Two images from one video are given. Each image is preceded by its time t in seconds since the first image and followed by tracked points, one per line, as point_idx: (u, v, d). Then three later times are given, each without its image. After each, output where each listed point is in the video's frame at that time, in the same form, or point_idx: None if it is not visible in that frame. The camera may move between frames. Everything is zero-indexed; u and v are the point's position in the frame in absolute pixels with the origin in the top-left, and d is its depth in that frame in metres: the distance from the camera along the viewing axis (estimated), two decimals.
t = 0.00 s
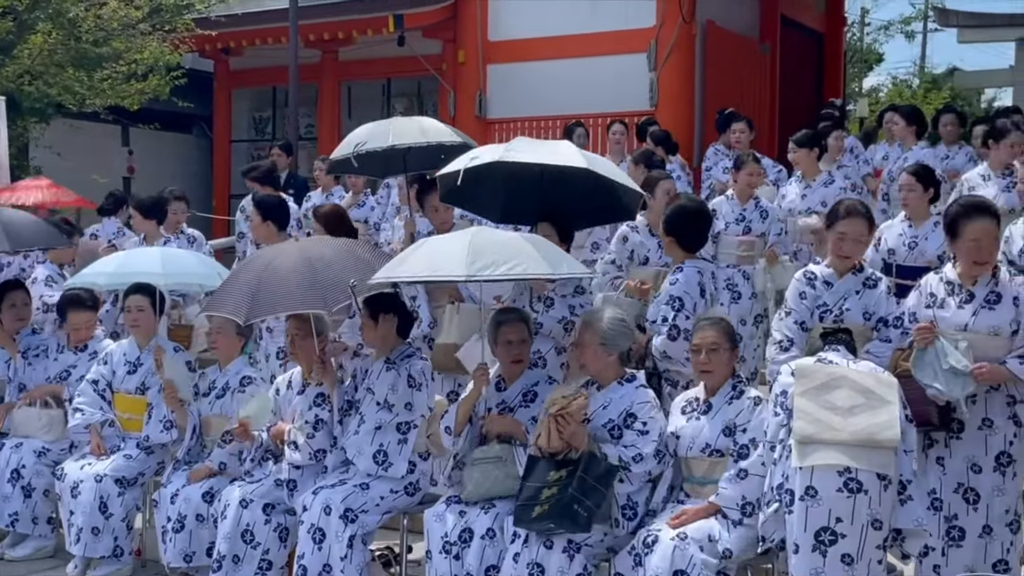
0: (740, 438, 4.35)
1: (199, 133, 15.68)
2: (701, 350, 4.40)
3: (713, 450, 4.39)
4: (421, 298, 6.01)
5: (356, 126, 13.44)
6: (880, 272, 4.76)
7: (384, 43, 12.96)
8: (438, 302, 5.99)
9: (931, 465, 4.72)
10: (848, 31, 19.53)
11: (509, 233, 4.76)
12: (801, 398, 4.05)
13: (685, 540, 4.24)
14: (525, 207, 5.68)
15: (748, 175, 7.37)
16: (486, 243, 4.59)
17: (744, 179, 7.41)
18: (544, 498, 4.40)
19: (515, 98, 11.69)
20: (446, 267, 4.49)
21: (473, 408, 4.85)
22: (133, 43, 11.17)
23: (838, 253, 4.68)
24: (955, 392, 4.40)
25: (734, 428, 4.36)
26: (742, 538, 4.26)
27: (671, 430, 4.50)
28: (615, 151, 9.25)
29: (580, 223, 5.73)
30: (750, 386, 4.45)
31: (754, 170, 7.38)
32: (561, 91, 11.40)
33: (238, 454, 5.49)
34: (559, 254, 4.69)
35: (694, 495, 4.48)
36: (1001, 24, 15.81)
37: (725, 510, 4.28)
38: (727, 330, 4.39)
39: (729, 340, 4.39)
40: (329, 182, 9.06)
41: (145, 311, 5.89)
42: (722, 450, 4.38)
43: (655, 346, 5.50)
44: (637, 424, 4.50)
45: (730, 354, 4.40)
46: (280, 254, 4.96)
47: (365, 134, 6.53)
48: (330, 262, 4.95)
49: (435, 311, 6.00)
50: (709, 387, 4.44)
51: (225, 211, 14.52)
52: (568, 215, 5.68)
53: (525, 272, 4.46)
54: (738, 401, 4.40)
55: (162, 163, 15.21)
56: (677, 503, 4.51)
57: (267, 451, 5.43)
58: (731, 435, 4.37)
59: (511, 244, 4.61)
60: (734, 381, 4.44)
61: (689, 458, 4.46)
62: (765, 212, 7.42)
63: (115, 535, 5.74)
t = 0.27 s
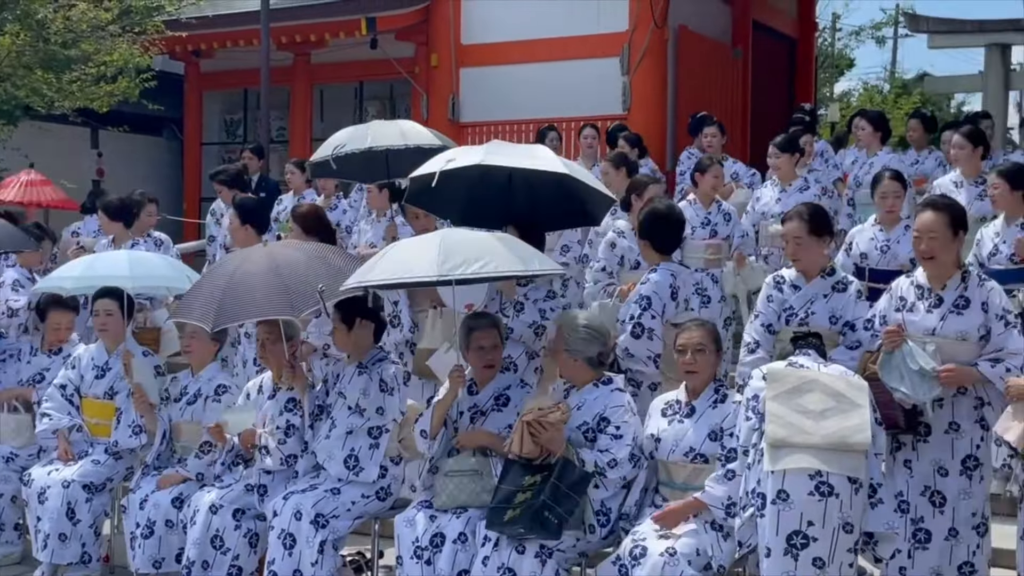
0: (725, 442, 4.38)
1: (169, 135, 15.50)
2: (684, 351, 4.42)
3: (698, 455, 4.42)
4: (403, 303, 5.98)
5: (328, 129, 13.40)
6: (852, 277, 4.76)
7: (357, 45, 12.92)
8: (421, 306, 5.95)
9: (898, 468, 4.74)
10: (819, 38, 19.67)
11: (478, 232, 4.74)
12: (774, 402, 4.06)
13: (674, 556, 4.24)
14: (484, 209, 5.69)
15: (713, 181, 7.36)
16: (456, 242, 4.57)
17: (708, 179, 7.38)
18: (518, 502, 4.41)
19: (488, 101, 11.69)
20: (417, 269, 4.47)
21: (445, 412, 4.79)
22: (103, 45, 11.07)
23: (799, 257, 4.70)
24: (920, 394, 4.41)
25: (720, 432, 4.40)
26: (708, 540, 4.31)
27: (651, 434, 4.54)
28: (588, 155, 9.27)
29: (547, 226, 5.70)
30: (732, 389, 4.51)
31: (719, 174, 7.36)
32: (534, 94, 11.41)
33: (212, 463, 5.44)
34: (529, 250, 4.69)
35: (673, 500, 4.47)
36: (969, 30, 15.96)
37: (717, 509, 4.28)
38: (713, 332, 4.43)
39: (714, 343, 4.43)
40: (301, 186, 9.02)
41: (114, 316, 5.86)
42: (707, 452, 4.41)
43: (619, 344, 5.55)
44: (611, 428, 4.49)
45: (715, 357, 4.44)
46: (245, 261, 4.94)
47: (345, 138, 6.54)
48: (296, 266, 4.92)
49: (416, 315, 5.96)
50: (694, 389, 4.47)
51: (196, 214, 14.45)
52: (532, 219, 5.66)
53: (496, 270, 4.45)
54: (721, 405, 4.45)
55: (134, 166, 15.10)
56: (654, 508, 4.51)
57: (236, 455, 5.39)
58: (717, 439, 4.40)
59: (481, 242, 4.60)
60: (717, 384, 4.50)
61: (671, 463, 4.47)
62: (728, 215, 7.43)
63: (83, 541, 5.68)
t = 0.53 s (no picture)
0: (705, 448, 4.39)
1: (142, 138, 15.44)
2: (664, 356, 4.41)
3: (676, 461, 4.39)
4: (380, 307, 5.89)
5: (303, 133, 13.38)
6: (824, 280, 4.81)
7: (332, 49, 12.90)
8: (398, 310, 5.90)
9: (867, 471, 4.75)
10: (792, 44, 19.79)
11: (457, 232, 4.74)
12: (746, 406, 4.07)
13: (648, 563, 4.26)
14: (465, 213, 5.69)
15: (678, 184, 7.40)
16: (435, 242, 4.57)
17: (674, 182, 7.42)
18: (497, 506, 4.40)
19: (463, 105, 11.70)
20: (398, 270, 4.46)
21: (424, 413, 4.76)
22: (75, 47, 11.00)
23: (768, 259, 4.76)
24: (886, 396, 4.44)
25: (700, 438, 4.40)
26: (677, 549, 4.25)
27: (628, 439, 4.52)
28: (562, 159, 9.29)
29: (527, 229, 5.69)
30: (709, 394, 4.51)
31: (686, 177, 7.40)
32: (509, 99, 11.43)
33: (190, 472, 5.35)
34: (507, 248, 4.70)
35: (650, 506, 4.49)
36: (940, 36, 16.10)
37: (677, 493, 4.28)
38: (692, 337, 4.41)
39: (693, 348, 4.42)
40: (275, 189, 8.98)
41: (85, 320, 5.81)
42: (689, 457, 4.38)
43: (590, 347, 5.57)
44: (588, 431, 4.51)
45: (693, 362, 4.43)
46: (216, 269, 4.93)
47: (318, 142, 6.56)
48: (270, 272, 4.92)
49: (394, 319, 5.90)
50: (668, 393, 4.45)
51: (169, 217, 14.39)
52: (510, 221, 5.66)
53: (476, 269, 4.45)
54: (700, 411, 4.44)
55: (107, 168, 15.00)
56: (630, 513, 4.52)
57: (209, 459, 5.38)
58: (696, 446, 4.40)
59: (459, 242, 4.60)
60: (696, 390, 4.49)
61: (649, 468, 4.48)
62: (694, 219, 7.46)
63: (53, 547, 5.63)
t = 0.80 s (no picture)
0: (671, 451, 4.39)
1: (117, 141, 15.41)
2: (616, 369, 4.41)
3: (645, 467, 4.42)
4: (347, 318, 6.09)
5: (278, 136, 13.34)
6: (798, 285, 4.81)
7: (308, 53, 12.88)
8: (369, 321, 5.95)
9: (839, 474, 4.78)
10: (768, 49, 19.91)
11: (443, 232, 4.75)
12: (721, 410, 4.08)
13: (623, 570, 4.27)
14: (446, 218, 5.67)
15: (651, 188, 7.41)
16: (425, 243, 4.58)
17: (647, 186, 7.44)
18: (478, 509, 4.37)
19: (439, 109, 11.70)
20: (392, 272, 4.45)
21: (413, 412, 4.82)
22: (48, 50, 10.91)
23: (744, 265, 4.78)
24: (857, 401, 4.47)
25: (665, 444, 4.40)
26: (659, 559, 4.32)
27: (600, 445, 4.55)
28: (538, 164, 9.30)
29: (509, 230, 5.68)
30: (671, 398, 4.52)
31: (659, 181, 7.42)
32: (485, 103, 11.45)
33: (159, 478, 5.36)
34: (493, 250, 4.74)
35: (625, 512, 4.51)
36: (913, 42, 16.20)
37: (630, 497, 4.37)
38: (639, 346, 4.41)
39: (644, 356, 4.41)
40: (250, 193, 8.94)
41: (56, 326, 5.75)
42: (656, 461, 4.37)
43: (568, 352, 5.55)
44: (569, 433, 4.54)
45: (646, 370, 4.42)
46: (190, 274, 4.90)
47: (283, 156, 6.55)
48: (244, 276, 4.90)
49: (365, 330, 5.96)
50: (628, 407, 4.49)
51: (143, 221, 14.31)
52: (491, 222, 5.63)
53: (473, 270, 4.47)
54: (664, 417, 4.44)
55: (80, 172, 14.91)
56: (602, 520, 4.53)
57: (182, 465, 5.36)
58: (662, 453, 4.40)
59: (448, 243, 4.62)
60: (658, 395, 4.50)
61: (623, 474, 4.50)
62: (665, 223, 7.49)
63: (25, 553, 5.63)
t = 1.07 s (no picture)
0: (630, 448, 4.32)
1: (92, 144, 15.31)
2: (569, 364, 4.41)
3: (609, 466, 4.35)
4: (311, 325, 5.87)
5: (256, 140, 13.29)
6: (777, 289, 4.82)
7: (285, 56, 12.84)
8: (333, 338, 5.90)
9: (816, 478, 4.80)
10: (746, 54, 19.99)
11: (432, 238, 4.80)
12: (698, 415, 4.09)
13: None
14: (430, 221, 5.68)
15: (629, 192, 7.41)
16: (428, 247, 4.62)
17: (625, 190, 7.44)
18: (455, 517, 4.40)
19: (417, 113, 11.70)
20: (401, 272, 4.46)
21: (400, 416, 4.80)
22: (23, 53, 10.85)
23: (724, 271, 4.81)
24: (823, 403, 4.49)
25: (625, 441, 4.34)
26: (623, 568, 4.35)
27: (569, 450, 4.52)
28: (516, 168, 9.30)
29: (490, 231, 5.69)
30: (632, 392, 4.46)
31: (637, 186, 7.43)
32: (464, 108, 11.45)
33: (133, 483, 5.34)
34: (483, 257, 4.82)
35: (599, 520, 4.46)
36: (890, 48, 16.28)
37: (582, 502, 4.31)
38: (590, 341, 4.38)
39: (595, 352, 4.38)
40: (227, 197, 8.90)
41: (25, 330, 5.74)
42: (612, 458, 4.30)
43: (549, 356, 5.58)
44: (544, 437, 4.53)
45: (596, 364, 4.38)
46: (172, 277, 4.87)
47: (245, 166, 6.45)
48: (224, 277, 4.89)
49: (330, 347, 5.88)
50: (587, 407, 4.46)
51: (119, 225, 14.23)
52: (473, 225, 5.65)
53: (478, 274, 4.54)
54: (623, 410, 4.39)
55: (56, 175, 14.81)
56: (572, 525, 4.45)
57: (156, 471, 5.26)
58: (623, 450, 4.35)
59: (444, 248, 4.67)
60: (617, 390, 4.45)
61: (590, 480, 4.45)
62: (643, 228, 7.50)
63: None
